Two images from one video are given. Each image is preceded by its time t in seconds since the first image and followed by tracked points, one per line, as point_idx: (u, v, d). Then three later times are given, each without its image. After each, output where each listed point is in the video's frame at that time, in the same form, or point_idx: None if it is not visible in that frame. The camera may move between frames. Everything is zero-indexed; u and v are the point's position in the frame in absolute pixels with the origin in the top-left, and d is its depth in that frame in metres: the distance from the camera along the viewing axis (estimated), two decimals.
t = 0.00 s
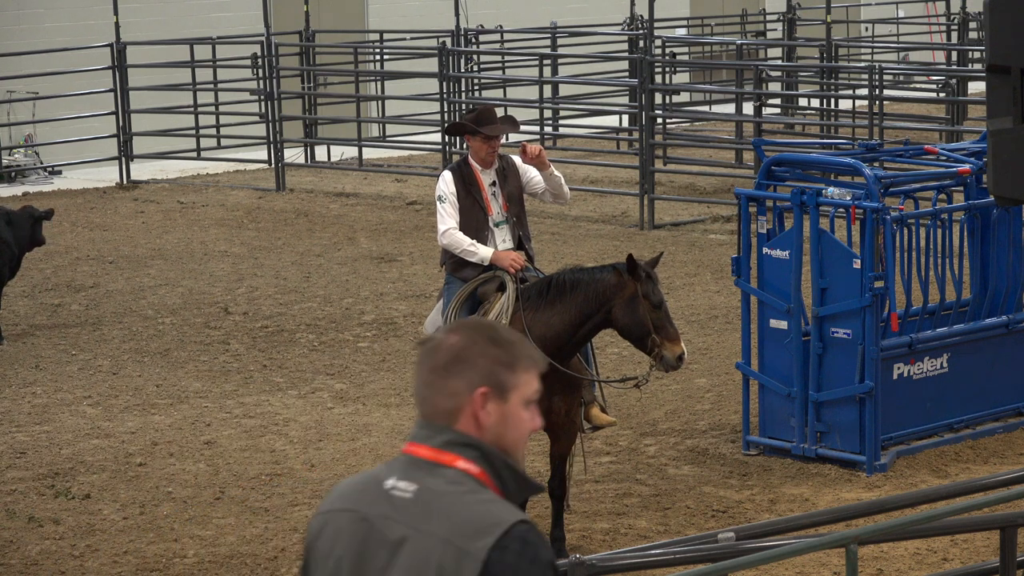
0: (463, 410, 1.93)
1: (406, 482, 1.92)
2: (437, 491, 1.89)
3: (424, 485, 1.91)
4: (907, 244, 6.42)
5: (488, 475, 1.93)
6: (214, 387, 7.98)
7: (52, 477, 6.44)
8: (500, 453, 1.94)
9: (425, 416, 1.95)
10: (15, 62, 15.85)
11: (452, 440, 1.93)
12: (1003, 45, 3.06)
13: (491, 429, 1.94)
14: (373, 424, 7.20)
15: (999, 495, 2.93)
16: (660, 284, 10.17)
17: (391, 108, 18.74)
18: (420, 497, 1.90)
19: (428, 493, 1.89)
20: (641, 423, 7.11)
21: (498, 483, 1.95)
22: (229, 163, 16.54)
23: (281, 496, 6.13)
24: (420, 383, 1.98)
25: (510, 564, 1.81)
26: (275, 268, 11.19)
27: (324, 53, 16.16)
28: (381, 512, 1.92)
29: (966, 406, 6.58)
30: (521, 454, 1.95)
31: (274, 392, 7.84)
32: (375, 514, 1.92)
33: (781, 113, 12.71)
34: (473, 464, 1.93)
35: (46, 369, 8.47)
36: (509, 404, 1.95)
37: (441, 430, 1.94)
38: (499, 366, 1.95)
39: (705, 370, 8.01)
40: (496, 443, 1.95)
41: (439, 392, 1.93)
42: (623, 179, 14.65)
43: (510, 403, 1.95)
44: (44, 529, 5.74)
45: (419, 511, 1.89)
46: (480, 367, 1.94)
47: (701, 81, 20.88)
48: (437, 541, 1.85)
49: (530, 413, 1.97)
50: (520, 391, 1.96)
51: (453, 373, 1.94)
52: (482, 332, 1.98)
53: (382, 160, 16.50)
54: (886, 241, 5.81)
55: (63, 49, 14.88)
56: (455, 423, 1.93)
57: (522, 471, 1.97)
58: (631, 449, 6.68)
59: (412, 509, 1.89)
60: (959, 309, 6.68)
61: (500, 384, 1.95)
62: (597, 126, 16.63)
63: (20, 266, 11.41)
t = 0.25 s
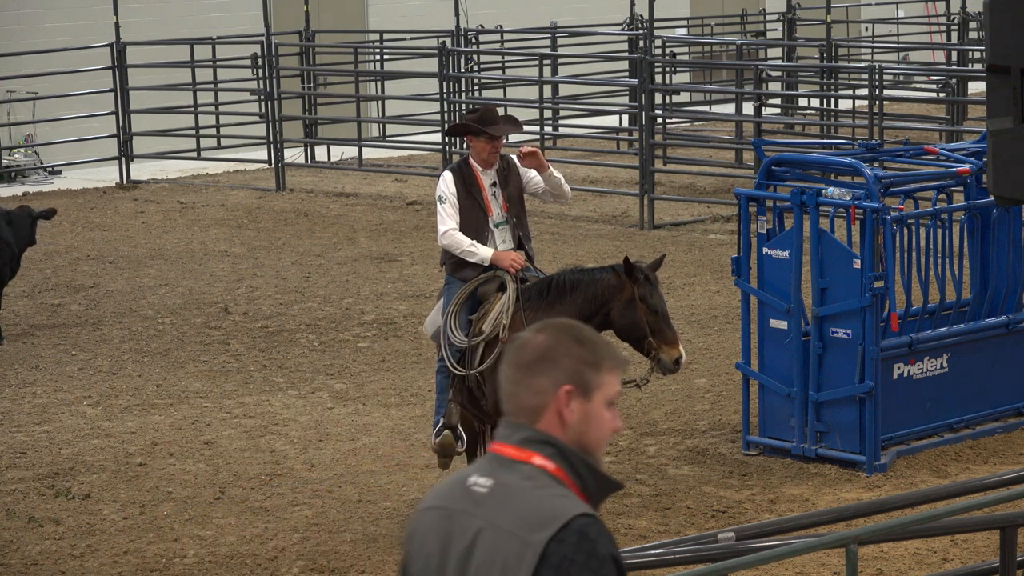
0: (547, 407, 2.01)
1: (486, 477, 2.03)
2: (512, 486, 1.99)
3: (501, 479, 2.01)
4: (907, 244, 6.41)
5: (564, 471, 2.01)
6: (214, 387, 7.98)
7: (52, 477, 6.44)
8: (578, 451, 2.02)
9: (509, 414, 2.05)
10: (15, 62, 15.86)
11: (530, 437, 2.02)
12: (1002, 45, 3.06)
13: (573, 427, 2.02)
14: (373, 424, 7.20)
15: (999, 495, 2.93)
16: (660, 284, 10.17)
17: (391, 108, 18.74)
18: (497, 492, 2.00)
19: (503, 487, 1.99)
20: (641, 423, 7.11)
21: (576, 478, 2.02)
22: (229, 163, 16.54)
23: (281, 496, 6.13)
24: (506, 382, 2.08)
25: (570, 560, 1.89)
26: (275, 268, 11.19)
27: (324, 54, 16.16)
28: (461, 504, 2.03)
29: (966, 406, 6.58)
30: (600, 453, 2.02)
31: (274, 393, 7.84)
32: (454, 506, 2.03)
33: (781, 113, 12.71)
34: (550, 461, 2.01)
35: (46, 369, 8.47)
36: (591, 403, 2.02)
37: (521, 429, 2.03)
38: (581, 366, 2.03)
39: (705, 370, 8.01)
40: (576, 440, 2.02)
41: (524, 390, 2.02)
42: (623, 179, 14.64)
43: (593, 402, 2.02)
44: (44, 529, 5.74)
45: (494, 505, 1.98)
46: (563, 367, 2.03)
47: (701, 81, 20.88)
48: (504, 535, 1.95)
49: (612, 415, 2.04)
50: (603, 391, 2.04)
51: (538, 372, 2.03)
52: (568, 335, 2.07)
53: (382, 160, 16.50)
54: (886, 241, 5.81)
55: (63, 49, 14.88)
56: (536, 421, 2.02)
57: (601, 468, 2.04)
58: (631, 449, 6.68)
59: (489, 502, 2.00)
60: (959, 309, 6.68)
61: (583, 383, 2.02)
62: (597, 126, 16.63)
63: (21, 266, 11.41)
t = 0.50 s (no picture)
0: (621, 376, 2.03)
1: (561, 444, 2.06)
2: (579, 451, 2.02)
3: (571, 446, 2.04)
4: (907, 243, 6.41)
5: (633, 436, 2.01)
6: (213, 387, 7.98)
7: (52, 477, 6.44)
8: (651, 420, 2.03)
9: (588, 384, 2.08)
10: (16, 62, 15.86)
11: (601, 406, 2.05)
12: (1002, 45, 3.06)
13: (647, 396, 2.03)
14: (373, 424, 7.20)
15: (999, 495, 2.93)
16: (660, 284, 10.17)
17: (391, 108, 18.75)
18: (566, 456, 2.03)
19: (571, 452, 2.03)
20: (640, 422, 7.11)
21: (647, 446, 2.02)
22: (229, 163, 16.54)
23: (281, 496, 6.13)
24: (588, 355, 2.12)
25: (625, 521, 1.90)
26: (275, 268, 11.19)
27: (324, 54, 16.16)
28: (537, 471, 2.07)
29: (966, 406, 6.58)
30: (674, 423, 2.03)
31: (274, 392, 7.84)
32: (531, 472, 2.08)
33: (781, 113, 12.71)
34: (620, 428, 2.02)
35: (46, 369, 8.47)
36: (666, 373, 2.04)
37: (596, 398, 2.06)
38: (656, 338, 2.04)
39: (705, 370, 8.01)
40: (651, 409, 2.03)
41: (599, 360, 2.05)
42: (623, 179, 14.65)
43: (668, 372, 2.04)
44: (44, 529, 5.74)
45: (562, 469, 2.02)
46: (638, 338, 2.05)
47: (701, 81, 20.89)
48: (566, 496, 1.98)
49: (688, 387, 2.06)
50: (678, 363, 2.05)
51: (613, 342, 2.05)
52: (646, 308, 2.08)
53: (382, 160, 16.50)
54: (886, 241, 5.82)
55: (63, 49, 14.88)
56: (610, 390, 2.04)
57: (675, 438, 2.04)
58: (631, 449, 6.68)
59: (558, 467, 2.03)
60: (959, 309, 6.68)
61: (658, 352, 2.04)
62: (597, 126, 16.63)
63: (21, 266, 11.41)
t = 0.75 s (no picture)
0: (698, 359, 2.08)
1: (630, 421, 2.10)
2: (645, 429, 2.05)
3: (639, 423, 2.08)
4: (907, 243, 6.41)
5: (699, 419, 2.05)
6: (213, 387, 7.98)
7: (52, 477, 6.44)
8: (722, 405, 2.07)
9: (661, 365, 2.13)
10: (16, 62, 15.86)
11: (671, 386, 2.09)
12: (1002, 45, 3.06)
13: (725, 381, 2.08)
14: (373, 424, 7.20)
15: (998, 495, 2.93)
16: (660, 284, 10.17)
17: (391, 108, 18.75)
18: (632, 434, 2.07)
19: (637, 430, 2.07)
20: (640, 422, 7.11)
21: (713, 429, 2.06)
22: (229, 163, 16.54)
23: (282, 495, 6.13)
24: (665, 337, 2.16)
25: (681, 503, 1.92)
26: (275, 268, 11.19)
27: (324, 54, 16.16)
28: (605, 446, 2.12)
29: (966, 406, 6.58)
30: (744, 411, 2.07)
31: (274, 392, 7.84)
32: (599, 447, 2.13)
33: (781, 113, 12.71)
34: (686, 409, 2.06)
35: (46, 369, 8.47)
36: (744, 360, 2.09)
37: (668, 378, 2.10)
38: (736, 324, 2.09)
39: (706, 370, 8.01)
40: (723, 394, 2.08)
41: (680, 342, 2.10)
42: (623, 179, 14.65)
43: (745, 360, 2.09)
44: (44, 529, 5.74)
45: (627, 446, 2.05)
46: (718, 323, 2.09)
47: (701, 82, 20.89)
48: (628, 472, 2.01)
49: (759, 376, 2.11)
50: (756, 353, 2.10)
51: (693, 325, 2.10)
52: (729, 295, 2.13)
53: (382, 160, 16.50)
54: (886, 241, 5.81)
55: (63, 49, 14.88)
56: (684, 371, 2.09)
57: (743, 425, 2.07)
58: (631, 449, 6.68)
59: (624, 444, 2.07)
60: (959, 309, 6.68)
61: (740, 340, 2.09)
62: (597, 126, 16.64)
63: (21, 266, 11.41)
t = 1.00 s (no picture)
0: (782, 360, 2.13)
1: (711, 422, 2.16)
2: (730, 432, 2.11)
3: (722, 425, 2.13)
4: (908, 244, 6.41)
5: (780, 421, 2.12)
6: (213, 387, 7.98)
7: (52, 477, 6.44)
8: (802, 408, 2.13)
9: (742, 365, 2.19)
10: (16, 62, 15.87)
11: (753, 387, 2.15)
12: (1002, 46, 3.06)
13: (806, 384, 2.14)
14: (373, 424, 7.20)
15: (999, 495, 2.93)
16: (660, 284, 10.17)
17: (391, 108, 18.74)
18: (716, 436, 2.12)
19: (721, 432, 2.12)
20: (641, 422, 7.11)
21: (793, 432, 2.12)
22: (229, 163, 16.54)
23: (282, 495, 6.13)
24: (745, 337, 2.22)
25: (773, 509, 1.98)
26: (275, 268, 11.19)
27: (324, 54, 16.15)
28: (684, 445, 2.17)
29: (966, 406, 6.58)
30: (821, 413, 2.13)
31: (274, 393, 7.84)
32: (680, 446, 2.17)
33: (781, 113, 12.70)
34: (767, 411, 2.12)
35: (46, 369, 8.47)
36: (825, 364, 2.15)
37: (750, 379, 2.16)
38: (821, 329, 2.15)
39: (706, 371, 8.01)
40: (803, 396, 2.14)
41: (763, 342, 2.16)
42: (623, 179, 14.64)
43: (827, 363, 2.15)
44: (44, 529, 5.74)
45: (713, 446, 2.10)
46: (802, 327, 2.15)
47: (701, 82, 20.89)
48: (715, 476, 2.06)
49: (838, 379, 2.17)
50: (836, 356, 2.16)
51: (777, 327, 2.16)
52: (813, 299, 2.19)
53: (382, 160, 16.49)
54: (886, 241, 5.81)
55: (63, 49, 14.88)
56: (768, 373, 2.14)
57: (821, 427, 2.14)
58: (631, 449, 6.68)
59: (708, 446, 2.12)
60: (959, 309, 6.68)
61: (822, 344, 2.15)
62: (597, 126, 16.64)
63: (21, 266, 11.41)
